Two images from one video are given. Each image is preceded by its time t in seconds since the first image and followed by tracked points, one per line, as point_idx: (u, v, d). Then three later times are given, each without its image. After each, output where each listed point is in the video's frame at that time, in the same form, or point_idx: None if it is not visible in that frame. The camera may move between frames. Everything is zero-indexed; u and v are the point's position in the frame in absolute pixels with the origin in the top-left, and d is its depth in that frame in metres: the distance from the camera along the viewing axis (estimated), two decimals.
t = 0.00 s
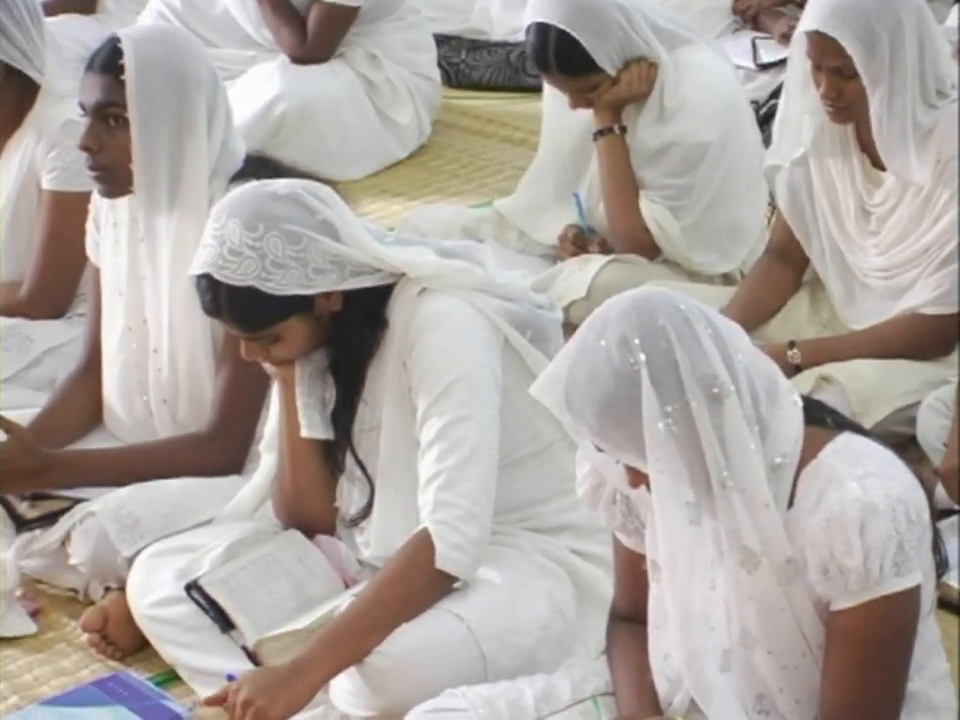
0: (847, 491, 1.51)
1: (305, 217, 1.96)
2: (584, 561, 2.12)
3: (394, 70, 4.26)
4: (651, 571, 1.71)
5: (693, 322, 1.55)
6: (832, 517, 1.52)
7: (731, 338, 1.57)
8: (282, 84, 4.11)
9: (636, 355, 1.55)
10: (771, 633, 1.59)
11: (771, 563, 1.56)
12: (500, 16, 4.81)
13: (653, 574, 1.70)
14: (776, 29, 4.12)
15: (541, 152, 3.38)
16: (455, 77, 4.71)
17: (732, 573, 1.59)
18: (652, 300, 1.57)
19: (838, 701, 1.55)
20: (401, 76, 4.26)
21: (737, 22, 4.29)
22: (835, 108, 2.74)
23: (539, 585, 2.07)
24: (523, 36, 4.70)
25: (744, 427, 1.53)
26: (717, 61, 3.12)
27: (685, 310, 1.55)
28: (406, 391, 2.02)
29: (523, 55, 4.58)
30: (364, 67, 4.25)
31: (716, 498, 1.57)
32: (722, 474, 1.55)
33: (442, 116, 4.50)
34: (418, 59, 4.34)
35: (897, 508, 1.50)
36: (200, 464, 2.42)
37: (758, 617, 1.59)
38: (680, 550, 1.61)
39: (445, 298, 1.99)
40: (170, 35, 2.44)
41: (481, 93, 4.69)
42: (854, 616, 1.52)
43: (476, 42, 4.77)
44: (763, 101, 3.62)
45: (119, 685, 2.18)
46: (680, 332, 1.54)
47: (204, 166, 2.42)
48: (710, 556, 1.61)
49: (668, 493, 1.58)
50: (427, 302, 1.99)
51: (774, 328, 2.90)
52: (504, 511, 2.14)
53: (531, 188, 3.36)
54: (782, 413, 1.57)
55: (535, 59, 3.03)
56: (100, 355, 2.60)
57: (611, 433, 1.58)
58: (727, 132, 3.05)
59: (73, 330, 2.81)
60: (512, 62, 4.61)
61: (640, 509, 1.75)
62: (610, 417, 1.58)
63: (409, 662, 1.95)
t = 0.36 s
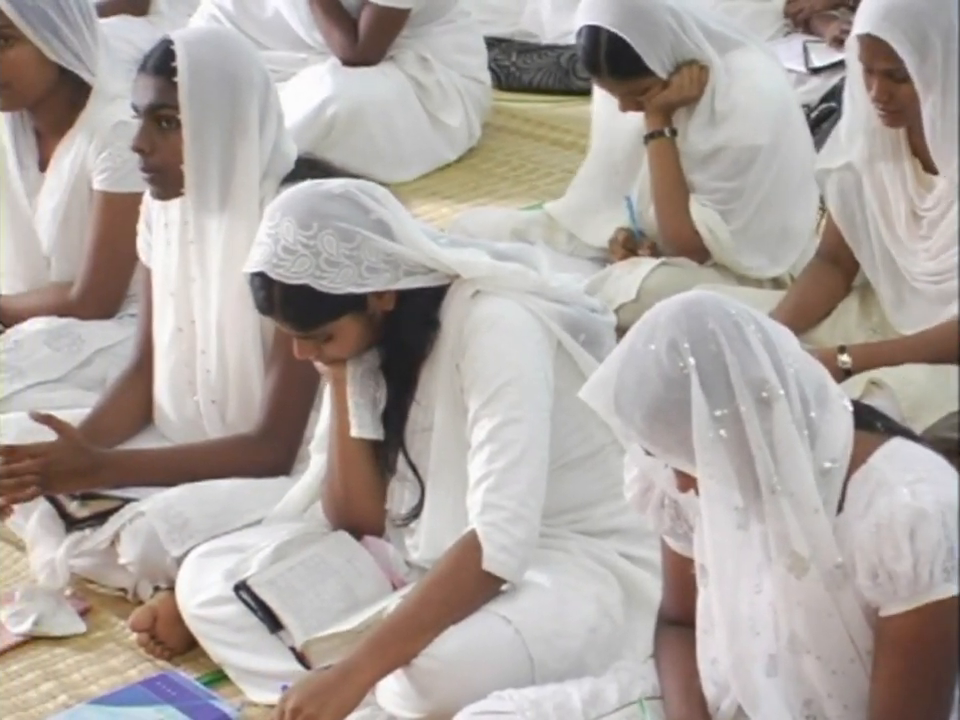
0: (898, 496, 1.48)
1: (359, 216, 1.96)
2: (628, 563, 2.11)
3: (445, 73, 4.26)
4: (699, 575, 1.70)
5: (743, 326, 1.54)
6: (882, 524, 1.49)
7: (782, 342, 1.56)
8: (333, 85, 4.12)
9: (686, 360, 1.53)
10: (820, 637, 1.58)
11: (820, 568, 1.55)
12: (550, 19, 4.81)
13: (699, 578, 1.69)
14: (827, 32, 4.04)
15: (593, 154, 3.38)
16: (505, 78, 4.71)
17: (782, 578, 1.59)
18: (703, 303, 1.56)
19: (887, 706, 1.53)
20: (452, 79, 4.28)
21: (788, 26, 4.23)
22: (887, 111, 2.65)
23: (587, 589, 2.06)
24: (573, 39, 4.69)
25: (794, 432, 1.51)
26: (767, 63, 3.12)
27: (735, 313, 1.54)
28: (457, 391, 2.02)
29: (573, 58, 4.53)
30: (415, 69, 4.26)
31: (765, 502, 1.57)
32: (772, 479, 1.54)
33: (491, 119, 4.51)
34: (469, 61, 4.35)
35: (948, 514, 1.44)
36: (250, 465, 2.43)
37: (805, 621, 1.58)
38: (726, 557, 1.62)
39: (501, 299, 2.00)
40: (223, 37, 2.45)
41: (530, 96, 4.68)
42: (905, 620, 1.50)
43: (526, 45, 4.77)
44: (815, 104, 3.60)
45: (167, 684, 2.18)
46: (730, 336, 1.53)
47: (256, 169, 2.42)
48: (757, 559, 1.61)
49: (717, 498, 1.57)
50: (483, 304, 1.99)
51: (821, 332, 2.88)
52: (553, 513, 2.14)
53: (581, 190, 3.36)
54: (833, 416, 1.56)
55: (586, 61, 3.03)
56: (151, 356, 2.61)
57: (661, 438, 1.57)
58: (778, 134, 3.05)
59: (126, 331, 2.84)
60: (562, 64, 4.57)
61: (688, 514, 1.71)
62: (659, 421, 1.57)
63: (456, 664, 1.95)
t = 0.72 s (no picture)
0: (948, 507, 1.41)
1: (419, 220, 1.97)
2: (685, 571, 2.11)
3: (504, 79, 4.27)
4: (754, 583, 1.68)
5: (800, 335, 1.54)
6: (937, 531, 1.44)
7: (841, 351, 1.56)
8: (391, 91, 4.10)
9: (741, 367, 1.54)
10: (875, 646, 1.55)
11: (875, 577, 1.52)
12: (609, 25, 4.83)
13: (756, 587, 1.67)
14: (887, 39, 4.03)
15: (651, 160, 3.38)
16: (563, 84, 4.71)
17: (837, 587, 1.56)
18: (761, 311, 1.56)
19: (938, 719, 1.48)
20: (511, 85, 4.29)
21: (848, 33, 4.20)
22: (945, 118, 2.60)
23: (642, 595, 2.06)
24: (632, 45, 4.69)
25: (851, 440, 1.51)
26: (827, 69, 3.09)
27: (791, 321, 1.54)
28: (514, 396, 2.03)
29: (632, 64, 4.61)
30: (473, 75, 4.25)
31: (821, 511, 1.55)
32: (826, 488, 1.53)
33: (549, 124, 4.52)
34: (528, 67, 4.35)
35: None
36: (307, 469, 2.44)
37: (861, 630, 1.55)
38: (781, 566, 1.59)
39: (559, 305, 2.00)
40: (283, 43, 2.46)
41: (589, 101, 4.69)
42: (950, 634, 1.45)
43: (585, 51, 4.77)
44: (875, 111, 3.58)
45: (223, 686, 2.19)
46: (787, 344, 1.53)
47: (314, 174, 2.43)
48: (811, 569, 1.59)
49: (772, 506, 1.56)
50: (542, 309, 1.99)
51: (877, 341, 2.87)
52: (610, 519, 2.14)
53: (638, 196, 3.36)
54: (890, 426, 1.54)
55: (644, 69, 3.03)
56: (210, 359, 2.63)
57: (718, 448, 1.58)
58: (838, 139, 3.02)
59: (183, 333, 2.87)
60: (621, 70, 4.63)
61: (744, 522, 1.70)
62: (715, 429, 1.57)
63: (511, 670, 1.95)
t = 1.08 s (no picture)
0: None
1: (488, 231, 1.97)
2: (753, 582, 2.09)
3: (572, 89, 4.34)
4: (821, 593, 1.65)
5: (869, 346, 1.52)
6: None
7: (915, 365, 1.53)
8: (459, 99, 4.14)
9: (810, 378, 1.54)
10: (942, 662, 1.52)
11: (941, 591, 1.49)
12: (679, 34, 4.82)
13: (822, 599, 1.65)
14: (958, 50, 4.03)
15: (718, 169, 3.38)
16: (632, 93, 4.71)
17: (905, 600, 1.53)
18: (829, 321, 1.55)
19: None
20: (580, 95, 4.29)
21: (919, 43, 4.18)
22: None
23: (708, 606, 2.04)
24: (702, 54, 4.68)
25: (919, 451, 1.48)
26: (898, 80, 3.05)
27: (861, 332, 1.52)
28: (581, 406, 2.03)
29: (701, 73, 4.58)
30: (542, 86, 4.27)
31: (890, 524, 1.52)
32: (895, 498, 1.50)
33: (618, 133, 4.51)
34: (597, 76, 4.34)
35: None
36: (374, 477, 2.44)
37: (928, 646, 1.52)
38: (848, 573, 1.58)
39: (627, 316, 1.99)
40: (354, 52, 2.47)
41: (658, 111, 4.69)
42: None
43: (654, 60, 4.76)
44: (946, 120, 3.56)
45: (289, 694, 2.18)
46: (856, 355, 1.52)
47: (383, 183, 2.43)
48: (879, 581, 1.56)
49: (838, 515, 1.55)
50: (610, 320, 1.99)
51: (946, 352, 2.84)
52: (676, 530, 2.13)
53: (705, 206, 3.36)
54: None
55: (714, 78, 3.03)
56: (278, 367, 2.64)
57: (783, 457, 1.58)
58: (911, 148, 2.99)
59: (251, 342, 2.89)
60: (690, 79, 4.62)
61: (812, 534, 1.69)
62: (783, 441, 1.58)
63: (577, 679, 1.96)
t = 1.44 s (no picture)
0: None
1: (548, 244, 1.97)
2: (813, 597, 2.09)
3: (632, 102, 4.26)
4: (881, 609, 1.64)
5: (928, 360, 1.52)
6: None
7: None
8: (519, 111, 4.12)
9: (869, 392, 1.54)
10: None
11: None
12: (739, 48, 4.81)
13: (881, 614, 1.64)
14: None
15: (778, 182, 3.36)
16: (692, 107, 4.71)
17: None
18: (888, 337, 1.56)
19: None
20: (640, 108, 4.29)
21: None
22: None
23: (766, 620, 2.04)
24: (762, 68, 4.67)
25: None
26: None
27: (920, 347, 1.53)
28: (640, 418, 2.03)
29: (761, 88, 4.58)
30: (603, 98, 4.24)
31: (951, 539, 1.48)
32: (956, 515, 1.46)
33: (678, 147, 4.52)
34: (657, 89, 4.34)
35: None
36: (433, 487, 2.45)
37: None
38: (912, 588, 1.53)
39: (688, 328, 1.99)
40: (415, 64, 2.47)
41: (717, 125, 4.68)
42: None
43: (714, 74, 4.77)
44: None
45: (347, 704, 2.18)
46: (915, 369, 1.52)
47: (443, 193, 2.44)
48: (939, 597, 1.51)
49: (897, 529, 1.52)
50: (669, 332, 1.99)
51: None
52: (735, 543, 2.12)
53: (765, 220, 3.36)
54: None
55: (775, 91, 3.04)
56: (336, 378, 2.65)
57: (842, 473, 1.58)
58: None
59: (311, 351, 2.90)
60: (750, 93, 4.61)
61: (871, 549, 1.69)
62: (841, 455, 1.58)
63: (635, 691, 1.96)
